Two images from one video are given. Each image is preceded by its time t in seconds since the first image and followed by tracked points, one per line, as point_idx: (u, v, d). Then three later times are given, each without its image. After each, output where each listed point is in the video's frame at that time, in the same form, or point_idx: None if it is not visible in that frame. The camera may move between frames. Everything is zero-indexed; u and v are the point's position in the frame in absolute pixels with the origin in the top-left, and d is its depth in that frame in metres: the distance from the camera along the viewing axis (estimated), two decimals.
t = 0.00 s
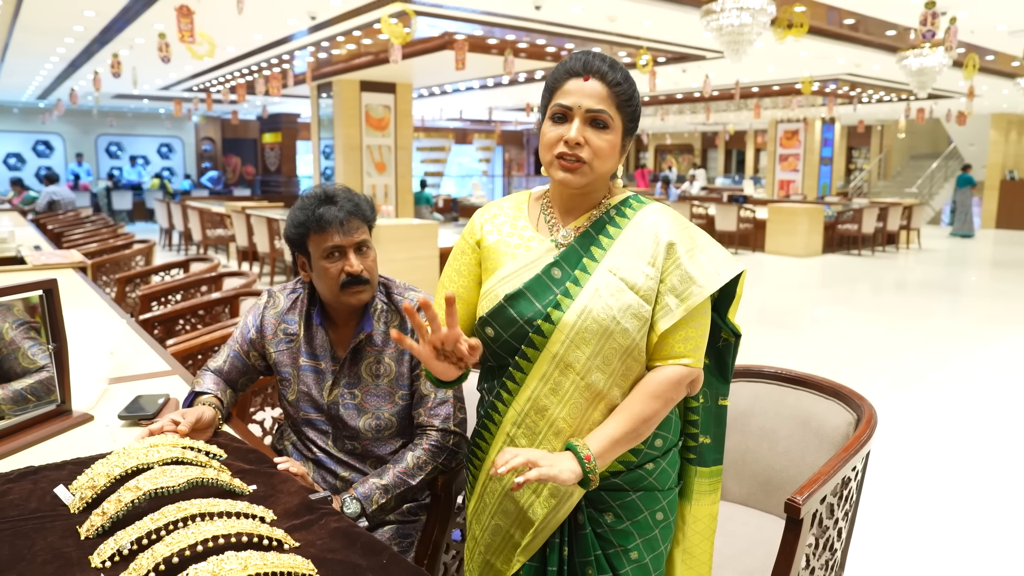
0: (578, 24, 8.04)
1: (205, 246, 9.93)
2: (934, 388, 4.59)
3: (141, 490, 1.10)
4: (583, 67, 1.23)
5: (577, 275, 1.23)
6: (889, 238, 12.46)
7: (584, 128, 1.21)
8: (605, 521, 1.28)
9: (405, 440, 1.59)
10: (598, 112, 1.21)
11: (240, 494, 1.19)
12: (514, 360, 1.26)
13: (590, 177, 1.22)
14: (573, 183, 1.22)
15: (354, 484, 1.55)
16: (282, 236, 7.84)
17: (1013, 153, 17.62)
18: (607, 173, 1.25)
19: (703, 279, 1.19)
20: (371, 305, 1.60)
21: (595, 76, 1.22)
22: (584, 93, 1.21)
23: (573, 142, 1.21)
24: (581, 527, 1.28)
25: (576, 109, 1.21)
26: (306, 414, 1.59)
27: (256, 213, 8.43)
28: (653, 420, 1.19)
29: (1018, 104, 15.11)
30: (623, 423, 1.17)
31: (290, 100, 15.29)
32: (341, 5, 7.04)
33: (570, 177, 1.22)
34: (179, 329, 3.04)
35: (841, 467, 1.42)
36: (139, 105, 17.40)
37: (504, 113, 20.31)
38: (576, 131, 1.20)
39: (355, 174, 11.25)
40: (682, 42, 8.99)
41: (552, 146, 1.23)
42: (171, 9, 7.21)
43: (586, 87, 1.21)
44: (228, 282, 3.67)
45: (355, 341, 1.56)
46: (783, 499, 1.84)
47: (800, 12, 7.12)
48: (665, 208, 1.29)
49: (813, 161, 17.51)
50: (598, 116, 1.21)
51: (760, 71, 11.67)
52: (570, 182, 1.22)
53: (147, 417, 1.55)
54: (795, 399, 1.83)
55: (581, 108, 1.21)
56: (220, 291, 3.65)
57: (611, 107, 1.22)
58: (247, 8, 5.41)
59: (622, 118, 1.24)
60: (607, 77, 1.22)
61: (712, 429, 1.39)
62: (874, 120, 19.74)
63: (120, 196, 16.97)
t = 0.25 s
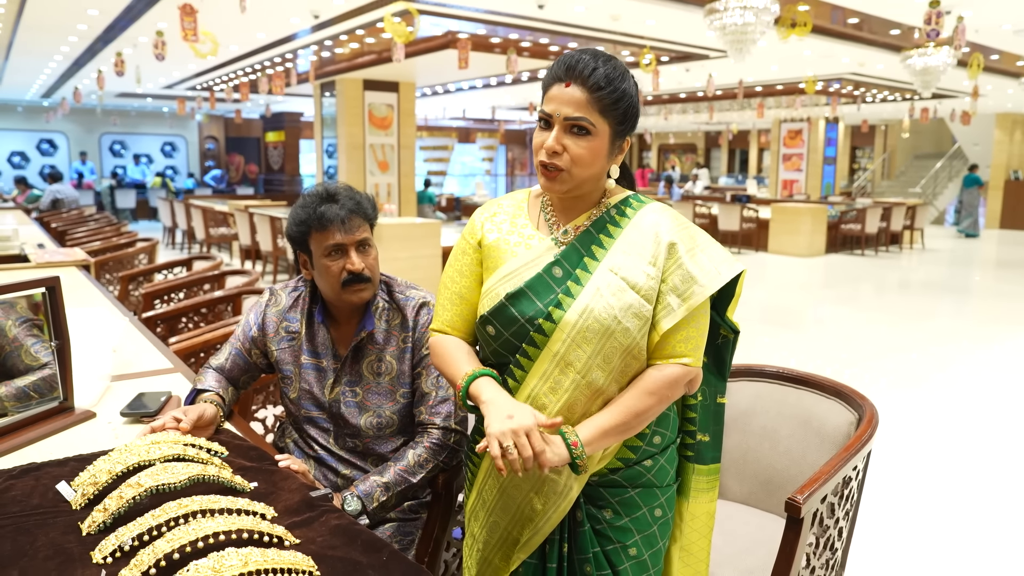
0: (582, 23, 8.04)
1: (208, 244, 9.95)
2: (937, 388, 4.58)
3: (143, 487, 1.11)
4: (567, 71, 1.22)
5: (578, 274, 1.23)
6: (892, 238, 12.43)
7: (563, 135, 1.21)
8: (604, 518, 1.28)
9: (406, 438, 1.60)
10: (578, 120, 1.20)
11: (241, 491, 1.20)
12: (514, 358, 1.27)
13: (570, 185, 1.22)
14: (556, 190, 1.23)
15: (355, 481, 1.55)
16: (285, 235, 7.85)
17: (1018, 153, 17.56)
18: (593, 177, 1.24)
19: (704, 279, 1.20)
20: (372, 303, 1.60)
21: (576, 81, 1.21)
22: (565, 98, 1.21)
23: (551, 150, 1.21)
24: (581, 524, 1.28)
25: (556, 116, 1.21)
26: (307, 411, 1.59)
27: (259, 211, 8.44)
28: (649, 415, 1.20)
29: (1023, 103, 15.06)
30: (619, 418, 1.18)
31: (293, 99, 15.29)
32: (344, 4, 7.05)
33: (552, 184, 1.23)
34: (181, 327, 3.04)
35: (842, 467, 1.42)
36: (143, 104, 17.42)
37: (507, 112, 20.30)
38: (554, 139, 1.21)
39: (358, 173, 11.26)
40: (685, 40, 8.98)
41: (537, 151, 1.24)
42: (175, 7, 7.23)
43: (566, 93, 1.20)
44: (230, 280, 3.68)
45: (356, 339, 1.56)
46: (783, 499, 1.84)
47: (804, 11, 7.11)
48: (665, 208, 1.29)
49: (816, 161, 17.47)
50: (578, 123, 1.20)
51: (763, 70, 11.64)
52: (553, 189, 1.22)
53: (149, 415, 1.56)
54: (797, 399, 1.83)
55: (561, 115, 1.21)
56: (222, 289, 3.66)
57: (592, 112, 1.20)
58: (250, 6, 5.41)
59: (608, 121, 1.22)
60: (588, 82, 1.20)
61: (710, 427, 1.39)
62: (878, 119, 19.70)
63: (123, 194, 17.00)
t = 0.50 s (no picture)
0: (587, 20, 8.02)
1: (214, 240, 9.97)
2: (942, 387, 4.56)
3: (147, 480, 1.11)
4: (573, 67, 1.22)
5: (586, 272, 1.23)
6: (898, 235, 12.38)
7: (570, 132, 1.21)
8: (612, 512, 1.28)
9: (410, 433, 1.60)
10: (585, 116, 1.20)
11: (245, 485, 1.20)
12: (522, 356, 1.26)
13: (578, 182, 1.23)
14: (563, 187, 1.23)
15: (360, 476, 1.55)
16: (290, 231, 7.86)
17: None
18: (600, 174, 1.24)
19: (711, 276, 1.20)
20: (376, 299, 1.60)
21: (583, 77, 1.21)
22: (572, 95, 1.20)
23: (558, 147, 1.21)
24: (588, 520, 1.28)
25: (563, 113, 1.21)
26: (312, 407, 1.60)
27: (265, 207, 8.45)
28: (654, 413, 1.21)
29: None
30: (624, 413, 1.19)
31: (299, 95, 15.31)
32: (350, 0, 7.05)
33: (560, 182, 1.23)
34: (186, 322, 3.05)
35: (846, 464, 1.42)
36: (149, 100, 17.47)
37: (513, 109, 20.28)
38: (560, 136, 1.21)
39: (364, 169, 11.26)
40: (691, 37, 8.96)
41: (543, 151, 1.24)
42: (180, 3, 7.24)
43: (573, 90, 1.20)
44: (236, 276, 3.69)
45: (361, 335, 1.57)
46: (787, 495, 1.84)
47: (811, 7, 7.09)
48: (670, 206, 1.29)
49: (823, 158, 17.40)
50: (585, 120, 1.20)
51: (770, 66, 11.60)
52: (560, 187, 1.23)
53: (154, 409, 1.56)
54: (801, 395, 1.82)
55: (568, 112, 1.21)
56: (227, 284, 3.66)
57: (600, 109, 1.20)
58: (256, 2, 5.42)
59: (615, 117, 1.22)
60: (596, 79, 1.20)
61: (714, 420, 1.39)
62: (885, 117, 19.60)
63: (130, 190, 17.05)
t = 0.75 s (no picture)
0: (589, 18, 8.01)
1: (216, 239, 9.98)
2: (944, 384, 4.55)
3: (148, 479, 1.11)
4: (583, 61, 1.22)
5: (590, 270, 1.23)
6: (901, 233, 12.34)
7: (579, 122, 1.21)
8: (617, 509, 1.28)
9: (411, 431, 1.60)
10: (595, 108, 1.20)
11: (246, 483, 1.20)
12: (526, 355, 1.26)
13: (586, 175, 1.22)
14: (572, 180, 1.23)
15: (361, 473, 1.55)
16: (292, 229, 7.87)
17: None
18: (607, 168, 1.24)
19: (715, 274, 1.21)
20: (377, 297, 1.60)
21: (593, 70, 1.21)
22: (581, 87, 1.21)
23: (568, 138, 1.21)
24: (593, 517, 1.28)
25: (573, 104, 1.21)
26: (313, 405, 1.60)
27: (266, 206, 8.46)
28: (661, 410, 1.21)
29: None
30: (630, 410, 1.20)
31: (301, 94, 15.31)
32: None
33: (566, 174, 1.22)
34: (188, 321, 3.05)
35: (847, 461, 1.42)
36: (151, 99, 17.47)
37: (514, 107, 20.26)
38: (571, 126, 1.20)
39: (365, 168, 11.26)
40: (693, 35, 8.96)
41: (550, 142, 1.24)
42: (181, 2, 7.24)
43: (583, 82, 1.20)
44: (237, 275, 3.69)
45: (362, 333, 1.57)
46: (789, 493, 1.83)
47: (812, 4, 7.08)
48: (673, 203, 1.29)
49: (825, 156, 17.35)
50: (594, 112, 1.20)
51: (772, 64, 11.58)
52: (565, 179, 1.22)
53: (155, 408, 1.57)
54: (803, 393, 1.82)
55: (578, 103, 1.21)
56: (229, 283, 3.66)
57: (609, 101, 1.21)
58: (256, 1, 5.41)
59: (623, 111, 1.22)
60: (606, 72, 1.21)
61: (717, 417, 1.39)
62: (888, 114, 19.56)
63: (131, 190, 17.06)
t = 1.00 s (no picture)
0: (587, 16, 8.01)
1: (214, 238, 9.98)
2: (942, 382, 4.56)
3: (145, 478, 1.12)
4: (593, 54, 1.26)
5: (594, 267, 1.23)
6: (899, 232, 12.35)
7: (597, 103, 1.23)
8: (618, 508, 1.28)
9: (409, 430, 1.60)
10: (609, 90, 1.23)
11: (244, 482, 1.20)
12: (529, 352, 1.26)
13: (605, 155, 1.23)
14: (590, 161, 1.23)
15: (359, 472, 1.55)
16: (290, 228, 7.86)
17: None
18: (621, 152, 1.26)
19: (723, 271, 1.22)
20: (376, 295, 1.60)
21: (604, 60, 1.26)
22: (594, 74, 1.25)
23: (587, 117, 1.22)
24: (594, 516, 1.28)
25: (590, 88, 1.23)
26: (312, 403, 1.60)
27: (265, 205, 8.46)
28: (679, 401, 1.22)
29: None
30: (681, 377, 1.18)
31: (299, 93, 15.30)
32: None
33: (588, 153, 1.22)
34: (187, 320, 3.05)
35: (846, 459, 1.42)
36: (149, 98, 17.46)
37: (513, 106, 20.24)
38: (590, 107, 1.22)
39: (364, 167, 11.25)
40: (692, 33, 8.95)
41: (567, 125, 1.23)
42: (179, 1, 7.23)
43: (597, 68, 1.24)
44: (236, 274, 3.68)
45: (362, 331, 1.56)
46: (785, 490, 1.83)
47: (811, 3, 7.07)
48: (677, 202, 1.30)
49: (824, 154, 17.37)
50: (609, 94, 1.23)
51: (771, 62, 11.59)
52: (589, 158, 1.22)
53: (154, 406, 1.57)
54: (800, 391, 1.82)
55: (592, 86, 1.23)
56: (227, 282, 3.66)
57: (622, 87, 1.25)
58: None
59: (633, 100, 1.27)
60: (614, 62, 1.26)
61: (719, 416, 1.39)
62: (886, 113, 19.58)
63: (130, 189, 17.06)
